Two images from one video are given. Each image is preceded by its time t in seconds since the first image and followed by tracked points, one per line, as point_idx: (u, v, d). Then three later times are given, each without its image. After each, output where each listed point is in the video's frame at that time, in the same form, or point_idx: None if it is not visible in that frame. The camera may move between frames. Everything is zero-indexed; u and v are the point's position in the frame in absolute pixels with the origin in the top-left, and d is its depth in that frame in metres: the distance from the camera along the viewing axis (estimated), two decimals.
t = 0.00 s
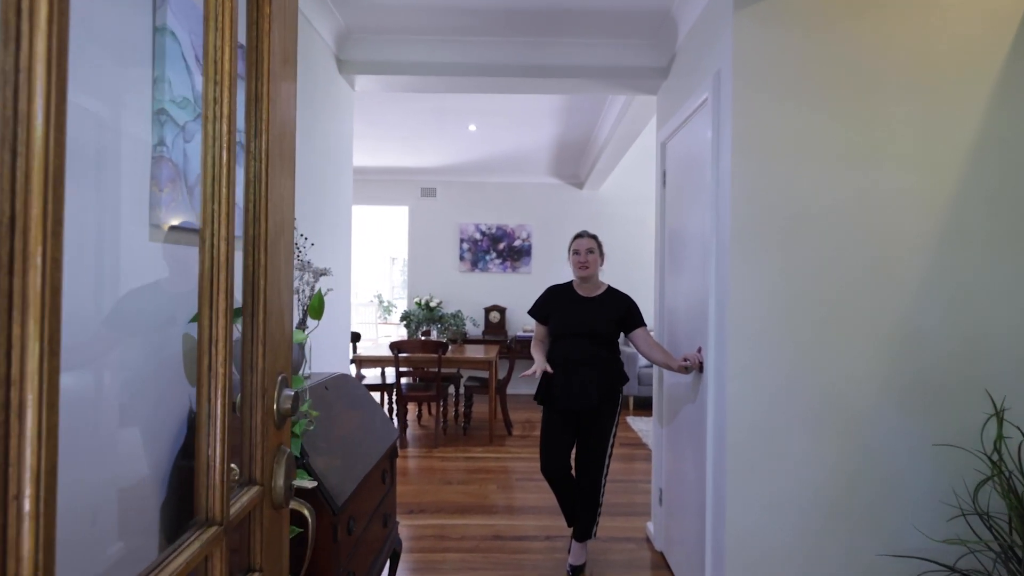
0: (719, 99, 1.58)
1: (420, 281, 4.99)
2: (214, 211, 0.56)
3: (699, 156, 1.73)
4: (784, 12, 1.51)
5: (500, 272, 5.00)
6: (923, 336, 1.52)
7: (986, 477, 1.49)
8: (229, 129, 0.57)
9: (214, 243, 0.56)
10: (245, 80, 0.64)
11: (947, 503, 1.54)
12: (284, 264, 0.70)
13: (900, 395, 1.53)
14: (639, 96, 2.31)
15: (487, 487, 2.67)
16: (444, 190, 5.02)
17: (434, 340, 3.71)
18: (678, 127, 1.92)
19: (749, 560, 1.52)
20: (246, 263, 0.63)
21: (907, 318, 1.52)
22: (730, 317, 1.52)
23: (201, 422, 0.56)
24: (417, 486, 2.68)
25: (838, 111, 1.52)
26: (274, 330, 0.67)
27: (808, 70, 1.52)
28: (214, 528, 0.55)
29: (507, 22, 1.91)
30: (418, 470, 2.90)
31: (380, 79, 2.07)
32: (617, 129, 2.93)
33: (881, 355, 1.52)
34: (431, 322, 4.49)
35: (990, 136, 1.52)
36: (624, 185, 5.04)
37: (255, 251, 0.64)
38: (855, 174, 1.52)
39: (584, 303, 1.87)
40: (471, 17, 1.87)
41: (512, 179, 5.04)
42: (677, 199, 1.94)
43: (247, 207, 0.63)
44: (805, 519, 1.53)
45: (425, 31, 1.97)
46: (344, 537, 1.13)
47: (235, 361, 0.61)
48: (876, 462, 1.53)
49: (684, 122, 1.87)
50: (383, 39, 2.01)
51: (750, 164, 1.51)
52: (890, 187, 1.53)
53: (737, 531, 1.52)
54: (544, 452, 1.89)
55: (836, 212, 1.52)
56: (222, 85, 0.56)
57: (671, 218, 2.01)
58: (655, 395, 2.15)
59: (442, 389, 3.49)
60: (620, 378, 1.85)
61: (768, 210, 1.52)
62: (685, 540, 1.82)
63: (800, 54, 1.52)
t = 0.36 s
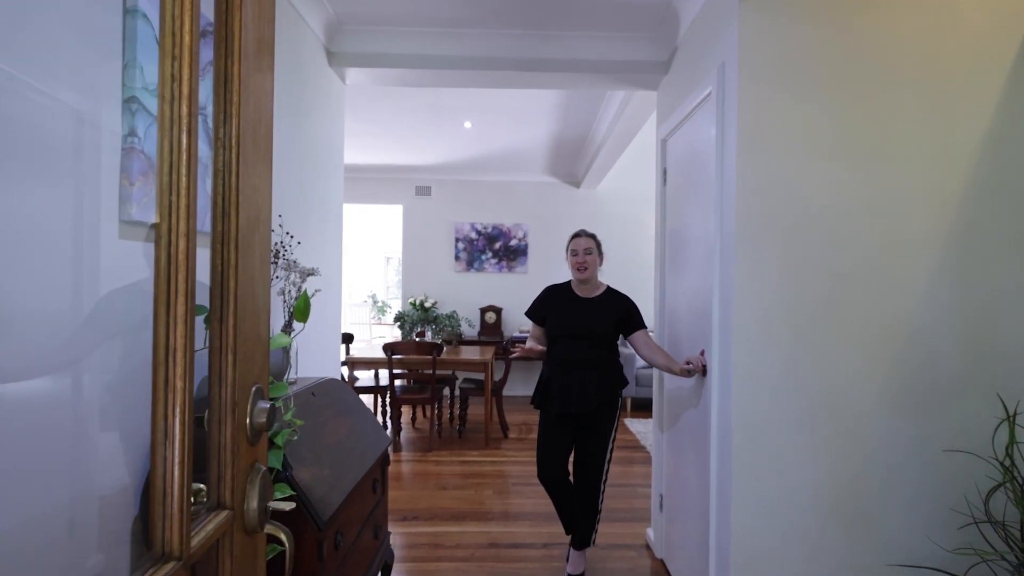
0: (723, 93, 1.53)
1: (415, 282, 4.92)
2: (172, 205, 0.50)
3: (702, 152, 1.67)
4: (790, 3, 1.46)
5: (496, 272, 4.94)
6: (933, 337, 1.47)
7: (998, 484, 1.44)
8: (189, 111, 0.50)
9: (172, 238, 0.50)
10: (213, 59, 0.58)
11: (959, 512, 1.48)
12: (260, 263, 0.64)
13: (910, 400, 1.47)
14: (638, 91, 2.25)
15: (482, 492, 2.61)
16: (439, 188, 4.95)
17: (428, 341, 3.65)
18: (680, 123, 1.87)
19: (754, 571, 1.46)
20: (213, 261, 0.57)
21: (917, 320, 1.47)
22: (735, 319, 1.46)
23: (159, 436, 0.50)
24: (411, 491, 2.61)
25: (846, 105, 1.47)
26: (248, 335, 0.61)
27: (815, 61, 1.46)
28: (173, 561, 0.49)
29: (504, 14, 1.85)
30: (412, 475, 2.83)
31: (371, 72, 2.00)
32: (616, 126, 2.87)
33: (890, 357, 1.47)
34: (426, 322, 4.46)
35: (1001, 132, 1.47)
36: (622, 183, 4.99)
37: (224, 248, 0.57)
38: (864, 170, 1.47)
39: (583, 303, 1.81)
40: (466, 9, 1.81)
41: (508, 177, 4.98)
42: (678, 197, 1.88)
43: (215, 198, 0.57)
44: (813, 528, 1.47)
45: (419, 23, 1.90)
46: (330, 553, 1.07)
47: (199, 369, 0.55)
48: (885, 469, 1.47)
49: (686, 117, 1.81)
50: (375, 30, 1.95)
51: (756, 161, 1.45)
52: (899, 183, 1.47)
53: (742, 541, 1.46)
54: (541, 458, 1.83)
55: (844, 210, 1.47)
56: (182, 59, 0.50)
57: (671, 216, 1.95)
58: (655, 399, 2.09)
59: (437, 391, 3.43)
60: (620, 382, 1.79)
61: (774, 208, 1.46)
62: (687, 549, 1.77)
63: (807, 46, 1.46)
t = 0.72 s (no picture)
0: (726, 83, 1.46)
1: (404, 281, 4.84)
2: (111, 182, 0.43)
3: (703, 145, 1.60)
4: None
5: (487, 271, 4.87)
6: (944, 338, 1.41)
7: (1008, 489, 1.38)
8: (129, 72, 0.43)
9: (111, 226, 0.43)
10: (169, 18, 0.50)
11: (968, 519, 1.42)
12: (226, 254, 0.57)
13: (920, 403, 1.41)
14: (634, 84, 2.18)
15: (473, 497, 2.54)
16: (429, 186, 4.88)
17: (418, 341, 3.57)
18: (680, 116, 1.80)
19: None
20: (169, 251, 0.50)
21: (927, 320, 1.40)
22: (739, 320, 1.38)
23: (94, 459, 0.44)
24: (399, 496, 2.54)
25: (855, 94, 1.39)
26: (212, 335, 0.54)
27: (822, 50, 1.39)
28: None
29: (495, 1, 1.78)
30: (401, 479, 2.76)
31: (358, 61, 1.92)
32: (609, 122, 2.81)
33: (899, 359, 1.40)
34: (415, 322, 4.38)
35: (1015, 123, 1.40)
36: (614, 182, 4.93)
37: (181, 237, 0.50)
38: (872, 163, 1.40)
39: (579, 302, 1.75)
40: None
41: (499, 175, 4.91)
42: (677, 193, 1.82)
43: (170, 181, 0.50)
44: (817, 535, 1.41)
45: (407, 10, 1.83)
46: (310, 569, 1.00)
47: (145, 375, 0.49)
48: (893, 475, 1.41)
49: (685, 111, 1.74)
50: (361, 17, 1.87)
51: (760, 153, 1.38)
52: (910, 177, 1.40)
53: (744, 550, 1.40)
54: (535, 463, 1.76)
55: (852, 205, 1.40)
56: (123, 12, 0.43)
57: (670, 212, 1.89)
58: (652, 400, 2.03)
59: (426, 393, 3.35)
60: (617, 383, 1.73)
61: (780, 202, 1.39)
62: (686, 556, 1.70)
63: (814, 32, 1.39)
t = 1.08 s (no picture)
0: (720, 75, 1.40)
1: (385, 281, 4.74)
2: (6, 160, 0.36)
3: (695, 139, 1.55)
4: None
5: (470, 271, 4.80)
6: (942, 340, 1.36)
7: (1006, 494, 1.35)
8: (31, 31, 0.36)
9: (13, 218, 0.36)
10: None
11: (966, 524, 1.38)
12: (173, 250, 0.50)
13: (918, 406, 1.36)
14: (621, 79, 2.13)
15: (456, 503, 2.47)
16: (411, 184, 4.79)
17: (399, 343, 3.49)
18: (670, 111, 1.74)
19: None
20: (97, 247, 0.43)
21: (924, 322, 1.36)
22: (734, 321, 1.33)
23: None
24: (379, 503, 2.45)
25: (852, 88, 1.35)
26: (154, 344, 0.47)
27: (818, 41, 1.34)
28: None
29: None
30: (381, 486, 2.67)
31: (335, 51, 1.84)
32: (594, 119, 2.76)
33: (896, 362, 1.36)
34: (396, 323, 4.28)
35: (1012, 119, 1.37)
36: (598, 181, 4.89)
37: (111, 230, 0.43)
38: (869, 159, 1.35)
39: (566, 304, 1.69)
40: None
41: (482, 173, 4.84)
42: (667, 190, 1.77)
43: (101, 165, 0.43)
44: (813, 544, 1.36)
45: None
46: None
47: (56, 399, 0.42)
48: (892, 482, 1.36)
49: (676, 105, 1.69)
50: (337, 5, 1.79)
51: (756, 147, 1.33)
52: (907, 174, 1.36)
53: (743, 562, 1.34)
54: (520, 469, 1.70)
55: (849, 203, 1.35)
56: None
57: (659, 210, 1.84)
58: (640, 403, 1.98)
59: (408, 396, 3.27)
60: (605, 387, 1.67)
61: (776, 199, 1.33)
62: (677, 565, 1.65)
63: (811, 24, 1.34)
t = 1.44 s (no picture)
0: (716, 66, 1.33)
1: (368, 281, 4.65)
2: None
3: (690, 135, 1.47)
4: None
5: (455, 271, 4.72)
6: (944, 345, 1.32)
7: (1007, 502, 1.31)
8: None
9: None
10: None
11: (969, 534, 1.34)
12: (106, 246, 0.42)
13: (920, 413, 1.31)
14: (610, 74, 2.07)
15: (441, 511, 2.39)
16: (394, 182, 4.70)
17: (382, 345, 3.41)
18: (663, 106, 1.67)
19: None
20: (1, 241, 0.36)
21: (926, 326, 1.31)
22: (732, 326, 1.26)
23: None
24: (361, 512, 2.37)
25: (854, 81, 1.29)
26: (81, 357, 0.40)
27: (819, 32, 1.28)
28: None
29: None
30: (364, 493, 2.59)
31: (314, 42, 1.76)
32: (582, 117, 2.70)
33: (898, 368, 1.31)
34: (380, 325, 4.19)
35: (1014, 116, 1.33)
36: (585, 181, 4.85)
37: (18, 223, 0.36)
38: (870, 157, 1.29)
39: (554, 307, 1.62)
40: None
41: (467, 173, 4.77)
42: (659, 188, 1.71)
43: (7, 145, 0.36)
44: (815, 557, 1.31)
45: None
46: None
47: None
48: (894, 492, 1.31)
49: (670, 99, 1.62)
50: None
51: (755, 143, 1.26)
52: (910, 172, 1.31)
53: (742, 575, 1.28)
54: (508, 479, 1.63)
55: (850, 202, 1.29)
56: None
57: (651, 209, 1.78)
58: (630, 408, 1.92)
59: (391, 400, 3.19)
60: (594, 392, 1.61)
61: (776, 198, 1.27)
62: None
63: (812, 13, 1.27)
